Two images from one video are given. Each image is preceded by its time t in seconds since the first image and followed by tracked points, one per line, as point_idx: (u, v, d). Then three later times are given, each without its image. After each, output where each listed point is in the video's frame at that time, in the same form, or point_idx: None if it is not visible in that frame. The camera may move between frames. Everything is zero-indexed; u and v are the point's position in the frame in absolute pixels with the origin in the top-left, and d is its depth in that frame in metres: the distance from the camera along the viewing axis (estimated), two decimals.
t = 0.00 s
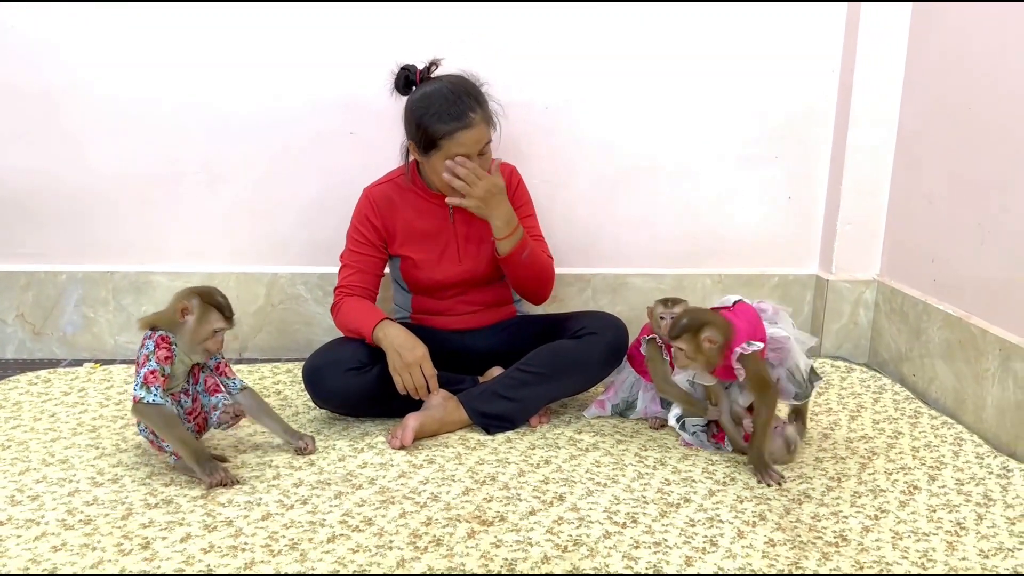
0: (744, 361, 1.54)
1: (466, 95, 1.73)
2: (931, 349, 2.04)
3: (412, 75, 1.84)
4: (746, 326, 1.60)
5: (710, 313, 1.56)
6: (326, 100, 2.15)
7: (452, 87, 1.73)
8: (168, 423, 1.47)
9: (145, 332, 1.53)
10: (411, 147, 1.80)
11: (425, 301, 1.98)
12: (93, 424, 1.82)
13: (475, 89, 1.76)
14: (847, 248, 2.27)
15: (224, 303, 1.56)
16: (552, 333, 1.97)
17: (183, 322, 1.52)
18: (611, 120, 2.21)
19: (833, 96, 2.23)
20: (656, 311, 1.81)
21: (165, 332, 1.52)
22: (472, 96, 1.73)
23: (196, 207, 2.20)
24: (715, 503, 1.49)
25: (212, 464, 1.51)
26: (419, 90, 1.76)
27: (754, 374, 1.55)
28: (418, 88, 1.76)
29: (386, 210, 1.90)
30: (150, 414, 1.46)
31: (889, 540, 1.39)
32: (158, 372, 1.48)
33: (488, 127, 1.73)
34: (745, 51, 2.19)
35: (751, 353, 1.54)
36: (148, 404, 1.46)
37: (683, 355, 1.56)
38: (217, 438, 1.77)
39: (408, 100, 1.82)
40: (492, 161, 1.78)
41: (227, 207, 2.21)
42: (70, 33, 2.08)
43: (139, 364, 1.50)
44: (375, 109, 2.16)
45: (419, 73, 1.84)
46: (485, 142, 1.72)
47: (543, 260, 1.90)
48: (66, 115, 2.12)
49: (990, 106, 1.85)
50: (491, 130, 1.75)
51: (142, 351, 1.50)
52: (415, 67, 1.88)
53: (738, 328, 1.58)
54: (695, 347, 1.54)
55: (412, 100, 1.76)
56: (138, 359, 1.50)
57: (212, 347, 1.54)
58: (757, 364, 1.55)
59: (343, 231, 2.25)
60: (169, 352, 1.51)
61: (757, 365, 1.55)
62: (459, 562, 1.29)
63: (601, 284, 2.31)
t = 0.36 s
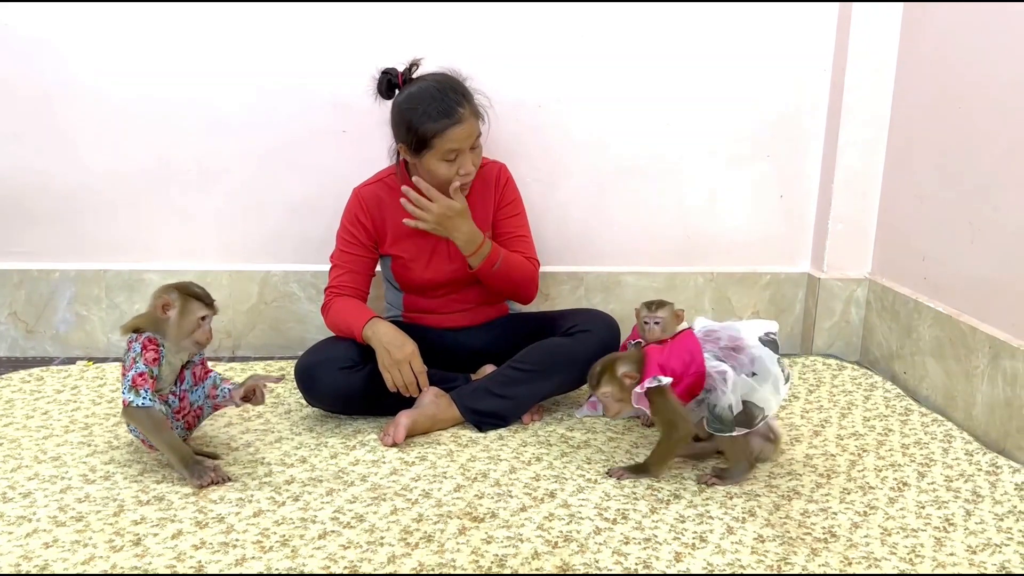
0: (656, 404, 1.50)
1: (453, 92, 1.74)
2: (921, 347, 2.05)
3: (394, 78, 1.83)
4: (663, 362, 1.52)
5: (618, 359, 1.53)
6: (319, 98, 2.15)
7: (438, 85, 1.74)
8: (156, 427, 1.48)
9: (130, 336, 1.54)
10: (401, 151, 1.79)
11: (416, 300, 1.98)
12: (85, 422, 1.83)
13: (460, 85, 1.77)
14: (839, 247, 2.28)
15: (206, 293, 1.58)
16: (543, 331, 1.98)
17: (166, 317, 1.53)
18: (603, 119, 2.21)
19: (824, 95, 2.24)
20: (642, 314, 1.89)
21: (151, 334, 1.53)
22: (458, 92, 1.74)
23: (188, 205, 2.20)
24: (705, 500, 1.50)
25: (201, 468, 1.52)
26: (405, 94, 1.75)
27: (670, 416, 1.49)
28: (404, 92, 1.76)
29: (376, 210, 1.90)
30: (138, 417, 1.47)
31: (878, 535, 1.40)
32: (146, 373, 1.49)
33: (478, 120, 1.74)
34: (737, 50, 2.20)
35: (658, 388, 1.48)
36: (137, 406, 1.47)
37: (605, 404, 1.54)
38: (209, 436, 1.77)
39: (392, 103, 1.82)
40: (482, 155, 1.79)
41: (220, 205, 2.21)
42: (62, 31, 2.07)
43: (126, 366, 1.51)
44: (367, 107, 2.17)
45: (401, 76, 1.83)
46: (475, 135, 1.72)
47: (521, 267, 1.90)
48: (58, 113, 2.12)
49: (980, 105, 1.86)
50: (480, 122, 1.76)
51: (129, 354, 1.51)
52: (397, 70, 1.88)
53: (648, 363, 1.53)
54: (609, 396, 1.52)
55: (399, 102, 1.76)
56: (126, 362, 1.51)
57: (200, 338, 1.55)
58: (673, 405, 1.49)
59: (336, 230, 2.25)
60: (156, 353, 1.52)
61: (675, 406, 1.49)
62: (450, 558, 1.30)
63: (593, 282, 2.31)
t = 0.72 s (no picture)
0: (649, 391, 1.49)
1: (447, 90, 1.72)
2: (918, 341, 2.04)
3: (400, 64, 1.82)
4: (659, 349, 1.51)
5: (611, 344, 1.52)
6: (315, 93, 2.14)
7: (434, 80, 1.73)
8: (149, 423, 1.48)
9: (122, 332, 1.54)
10: (392, 139, 1.79)
11: (412, 294, 1.98)
12: (79, 416, 1.82)
13: (458, 85, 1.76)
14: (836, 242, 2.28)
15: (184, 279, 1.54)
16: (539, 325, 1.97)
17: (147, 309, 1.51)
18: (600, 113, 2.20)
19: (822, 90, 2.23)
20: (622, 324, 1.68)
21: (140, 329, 1.52)
22: (453, 91, 1.72)
23: (183, 200, 2.19)
24: (701, 493, 1.49)
25: (195, 466, 1.50)
26: (402, 82, 1.76)
27: (660, 403, 1.48)
28: (402, 80, 1.76)
29: (372, 204, 1.89)
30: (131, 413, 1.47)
31: (874, 529, 1.39)
32: (136, 368, 1.48)
33: (467, 122, 1.71)
34: (735, 46, 2.19)
35: (654, 372, 1.48)
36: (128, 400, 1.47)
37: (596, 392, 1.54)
38: (204, 430, 1.77)
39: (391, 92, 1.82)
40: (471, 159, 1.75)
41: (215, 200, 2.20)
42: (55, 23, 2.06)
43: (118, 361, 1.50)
44: (363, 102, 2.16)
45: (406, 64, 1.82)
46: (462, 136, 1.69)
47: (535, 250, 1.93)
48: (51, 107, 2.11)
49: (977, 99, 1.85)
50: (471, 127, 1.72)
51: (120, 350, 1.51)
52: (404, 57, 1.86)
53: (644, 349, 1.53)
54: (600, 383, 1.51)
55: (394, 89, 1.76)
56: (118, 358, 1.51)
57: (183, 327, 1.51)
58: (664, 390, 1.48)
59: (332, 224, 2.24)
60: (146, 348, 1.51)
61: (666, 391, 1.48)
62: (444, 552, 1.29)
63: (590, 277, 2.31)
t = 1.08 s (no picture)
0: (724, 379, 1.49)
1: (440, 84, 1.71)
2: (918, 336, 2.03)
3: (396, 58, 1.81)
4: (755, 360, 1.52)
5: (733, 327, 1.50)
6: (312, 87, 2.13)
7: (427, 73, 1.71)
8: (146, 418, 1.46)
9: (123, 326, 1.53)
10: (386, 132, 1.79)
11: (409, 289, 1.97)
12: (75, 412, 1.81)
13: (452, 78, 1.74)
14: (837, 236, 2.27)
15: (193, 292, 1.51)
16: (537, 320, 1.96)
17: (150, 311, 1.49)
18: (599, 108, 2.19)
19: (822, 85, 2.22)
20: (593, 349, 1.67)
21: (140, 326, 1.51)
22: (446, 85, 1.71)
23: (179, 195, 2.18)
24: (699, 489, 1.48)
25: (193, 462, 1.49)
26: (395, 76, 1.74)
27: (722, 400, 1.50)
28: (396, 74, 1.75)
29: (367, 199, 1.88)
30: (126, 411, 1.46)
31: (874, 525, 1.39)
32: (135, 365, 1.47)
33: (461, 117, 1.71)
34: (735, 40, 2.17)
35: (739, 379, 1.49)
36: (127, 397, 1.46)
37: (680, 343, 1.53)
38: (200, 426, 1.76)
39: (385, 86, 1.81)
40: (465, 151, 1.75)
41: (212, 195, 2.19)
42: (50, 17, 2.04)
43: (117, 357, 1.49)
44: (360, 96, 2.15)
45: (402, 58, 1.81)
46: (455, 132, 1.69)
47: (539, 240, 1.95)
48: (47, 102, 2.09)
49: (978, 94, 1.84)
50: (465, 121, 1.72)
51: (120, 344, 1.51)
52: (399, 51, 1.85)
53: (746, 352, 1.52)
54: (690, 339, 1.50)
55: (388, 83, 1.75)
56: (118, 353, 1.51)
57: (180, 339, 1.50)
58: (737, 392, 1.50)
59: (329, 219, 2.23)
60: (145, 346, 1.50)
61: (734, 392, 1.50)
62: (441, 548, 1.28)
63: (589, 272, 2.30)
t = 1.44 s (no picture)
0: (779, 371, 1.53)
1: (436, 71, 1.72)
2: (919, 334, 2.03)
3: (384, 62, 1.84)
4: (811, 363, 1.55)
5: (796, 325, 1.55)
6: (311, 84, 2.13)
7: (422, 63, 1.72)
8: (142, 418, 1.46)
9: (116, 326, 1.52)
10: (387, 132, 1.78)
11: (410, 287, 1.97)
12: (75, 409, 1.81)
13: (447, 66, 1.75)
14: (837, 234, 2.26)
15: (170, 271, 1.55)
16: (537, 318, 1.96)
17: (151, 307, 1.51)
18: (599, 105, 2.19)
19: (822, 81, 2.21)
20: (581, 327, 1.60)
21: (136, 324, 1.51)
22: (442, 72, 1.72)
23: (178, 193, 2.18)
24: (699, 487, 1.48)
25: (190, 461, 1.49)
26: (389, 73, 1.75)
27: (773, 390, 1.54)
28: (389, 71, 1.75)
29: (367, 198, 1.88)
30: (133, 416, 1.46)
31: (873, 522, 1.38)
32: (133, 363, 1.47)
33: (461, 102, 1.72)
34: (735, 36, 2.17)
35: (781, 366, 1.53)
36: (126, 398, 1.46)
37: (746, 326, 1.56)
38: (200, 423, 1.76)
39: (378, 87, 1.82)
40: (468, 139, 1.75)
41: (212, 193, 2.18)
42: (48, 14, 2.04)
43: (113, 358, 1.49)
44: (359, 93, 2.14)
45: (390, 59, 1.83)
46: (457, 117, 1.70)
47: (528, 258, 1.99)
48: (45, 99, 2.09)
49: (978, 90, 1.84)
50: (464, 105, 1.73)
51: (115, 344, 1.50)
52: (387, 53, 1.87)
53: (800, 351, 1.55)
54: (762, 325, 1.54)
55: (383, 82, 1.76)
56: (113, 354, 1.50)
57: (194, 310, 1.56)
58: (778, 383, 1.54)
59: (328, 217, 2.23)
60: (143, 342, 1.50)
61: (788, 385, 1.53)
62: (440, 546, 1.28)
63: (588, 270, 2.29)
